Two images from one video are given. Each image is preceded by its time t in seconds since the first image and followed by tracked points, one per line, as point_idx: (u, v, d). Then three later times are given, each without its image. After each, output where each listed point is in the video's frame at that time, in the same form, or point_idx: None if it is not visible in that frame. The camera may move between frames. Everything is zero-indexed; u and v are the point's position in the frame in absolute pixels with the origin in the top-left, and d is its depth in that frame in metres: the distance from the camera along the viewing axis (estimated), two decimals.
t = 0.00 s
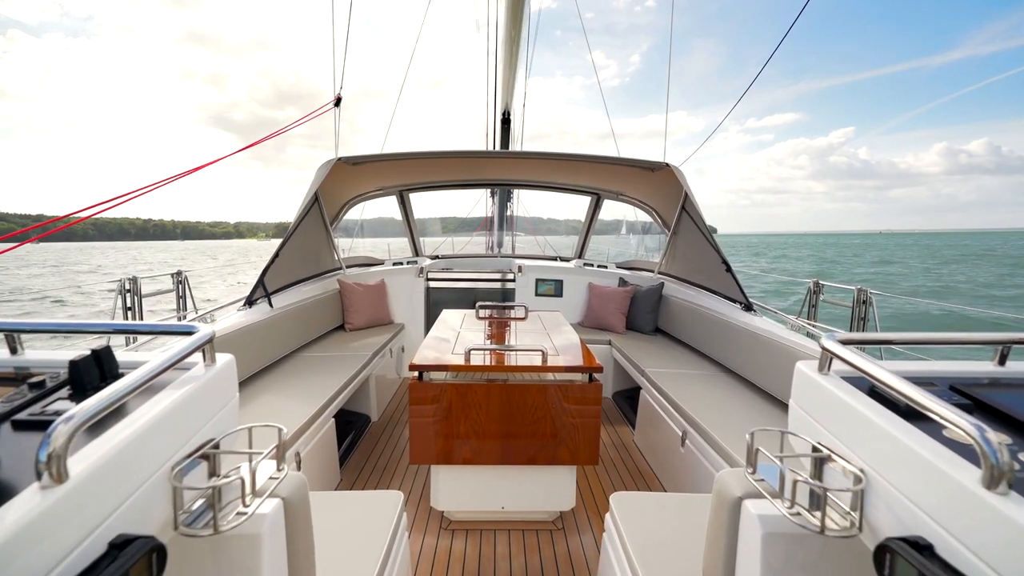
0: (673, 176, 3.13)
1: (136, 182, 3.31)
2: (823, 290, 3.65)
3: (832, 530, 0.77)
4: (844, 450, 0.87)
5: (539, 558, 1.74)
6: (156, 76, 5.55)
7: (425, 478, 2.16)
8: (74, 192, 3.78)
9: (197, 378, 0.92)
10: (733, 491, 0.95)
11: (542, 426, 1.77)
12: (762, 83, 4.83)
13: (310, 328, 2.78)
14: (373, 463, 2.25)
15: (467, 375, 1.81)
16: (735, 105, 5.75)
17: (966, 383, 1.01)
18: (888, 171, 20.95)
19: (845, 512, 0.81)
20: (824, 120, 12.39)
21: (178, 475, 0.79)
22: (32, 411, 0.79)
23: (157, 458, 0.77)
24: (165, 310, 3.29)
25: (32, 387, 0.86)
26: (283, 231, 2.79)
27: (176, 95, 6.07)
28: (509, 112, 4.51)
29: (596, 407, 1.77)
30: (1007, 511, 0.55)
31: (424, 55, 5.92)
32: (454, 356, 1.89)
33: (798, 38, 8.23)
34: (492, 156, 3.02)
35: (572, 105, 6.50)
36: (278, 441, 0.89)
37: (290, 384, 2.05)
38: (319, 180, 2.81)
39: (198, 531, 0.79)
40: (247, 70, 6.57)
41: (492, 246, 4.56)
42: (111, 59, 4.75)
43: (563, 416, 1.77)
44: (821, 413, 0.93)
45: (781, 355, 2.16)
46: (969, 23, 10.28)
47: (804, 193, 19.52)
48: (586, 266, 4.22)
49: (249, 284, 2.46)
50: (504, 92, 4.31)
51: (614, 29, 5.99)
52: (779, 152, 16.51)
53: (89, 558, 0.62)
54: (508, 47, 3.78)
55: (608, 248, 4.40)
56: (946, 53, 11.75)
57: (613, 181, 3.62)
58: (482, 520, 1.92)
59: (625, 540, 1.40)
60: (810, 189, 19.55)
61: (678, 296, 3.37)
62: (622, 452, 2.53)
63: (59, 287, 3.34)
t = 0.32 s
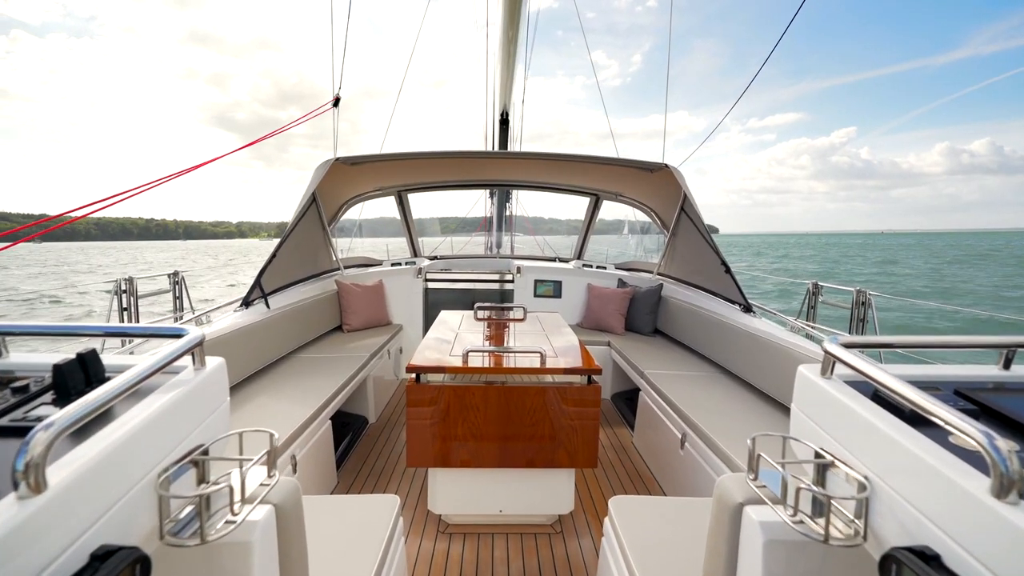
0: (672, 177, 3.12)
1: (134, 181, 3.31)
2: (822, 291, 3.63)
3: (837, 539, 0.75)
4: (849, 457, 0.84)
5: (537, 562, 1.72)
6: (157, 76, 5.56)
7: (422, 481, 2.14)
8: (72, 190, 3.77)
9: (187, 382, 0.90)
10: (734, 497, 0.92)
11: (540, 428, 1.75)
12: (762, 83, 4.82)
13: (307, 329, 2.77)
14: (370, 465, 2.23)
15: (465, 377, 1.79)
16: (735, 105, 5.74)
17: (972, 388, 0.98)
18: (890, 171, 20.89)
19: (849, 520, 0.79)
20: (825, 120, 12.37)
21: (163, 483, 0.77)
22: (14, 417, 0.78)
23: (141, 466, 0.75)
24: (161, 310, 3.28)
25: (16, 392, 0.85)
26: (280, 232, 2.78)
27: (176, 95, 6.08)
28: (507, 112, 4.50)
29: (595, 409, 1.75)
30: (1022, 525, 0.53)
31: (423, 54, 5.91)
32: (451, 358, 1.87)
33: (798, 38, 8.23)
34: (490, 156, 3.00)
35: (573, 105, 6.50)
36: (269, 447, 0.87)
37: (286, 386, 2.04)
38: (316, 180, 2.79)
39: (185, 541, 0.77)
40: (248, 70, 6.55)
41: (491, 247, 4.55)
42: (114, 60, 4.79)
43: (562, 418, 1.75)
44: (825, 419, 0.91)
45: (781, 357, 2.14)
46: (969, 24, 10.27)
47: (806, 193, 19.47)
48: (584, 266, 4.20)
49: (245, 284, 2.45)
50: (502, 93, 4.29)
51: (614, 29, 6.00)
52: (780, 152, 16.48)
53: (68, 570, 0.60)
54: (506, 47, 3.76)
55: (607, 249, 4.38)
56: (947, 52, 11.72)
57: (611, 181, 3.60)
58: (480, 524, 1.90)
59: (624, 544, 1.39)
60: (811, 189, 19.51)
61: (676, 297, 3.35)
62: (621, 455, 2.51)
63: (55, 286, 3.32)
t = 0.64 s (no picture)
0: (671, 177, 3.10)
1: (132, 181, 3.30)
2: (821, 292, 3.61)
3: (843, 548, 0.72)
4: (854, 463, 0.82)
5: (535, 565, 1.70)
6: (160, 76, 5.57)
7: (420, 484, 2.12)
8: (70, 189, 3.76)
9: (175, 386, 0.88)
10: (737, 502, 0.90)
11: (538, 430, 1.73)
12: (762, 83, 4.81)
13: (304, 330, 2.75)
14: (367, 467, 2.22)
15: (464, 379, 1.77)
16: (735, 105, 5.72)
17: (979, 392, 0.96)
18: (892, 171, 20.83)
19: (854, 529, 0.77)
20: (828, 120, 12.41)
21: (150, 490, 0.75)
22: None
23: (128, 472, 0.73)
24: (158, 310, 3.27)
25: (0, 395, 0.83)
26: (277, 231, 2.76)
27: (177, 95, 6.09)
28: (507, 111, 4.41)
29: (594, 411, 1.74)
30: None
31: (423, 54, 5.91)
32: (448, 359, 1.85)
33: (800, 37, 8.20)
34: (487, 155, 2.98)
35: (575, 105, 6.50)
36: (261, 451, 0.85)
37: (282, 387, 2.02)
38: (314, 180, 2.78)
39: (172, 550, 0.75)
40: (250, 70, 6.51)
41: (489, 247, 4.54)
42: (115, 60, 4.81)
43: (561, 419, 1.73)
44: (829, 424, 0.89)
45: (780, 359, 2.12)
46: (970, 23, 10.25)
47: (807, 194, 19.41)
48: (583, 267, 4.18)
49: (242, 285, 2.43)
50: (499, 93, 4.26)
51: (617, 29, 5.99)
52: (782, 152, 16.45)
53: None
54: (505, 47, 3.75)
55: (606, 250, 4.36)
56: (949, 52, 11.70)
57: (610, 182, 3.58)
58: (477, 527, 1.88)
59: (622, 547, 1.37)
60: (812, 189, 19.46)
61: (675, 297, 3.33)
62: (620, 457, 2.49)
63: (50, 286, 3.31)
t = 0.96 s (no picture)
0: (670, 177, 3.07)
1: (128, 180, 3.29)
2: (819, 293, 3.59)
3: (850, 557, 0.70)
4: (860, 470, 0.80)
5: (532, 568, 1.68)
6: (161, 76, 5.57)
7: (417, 485, 2.10)
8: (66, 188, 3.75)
9: (163, 390, 0.86)
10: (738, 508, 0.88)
11: (535, 431, 1.71)
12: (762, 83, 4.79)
13: (299, 330, 2.73)
14: (364, 469, 2.20)
15: (461, 380, 1.75)
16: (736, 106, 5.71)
17: (987, 396, 0.94)
18: (894, 171, 20.75)
19: (860, 537, 0.75)
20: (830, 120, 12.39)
21: (136, 497, 0.73)
22: None
23: (113, 478, 0.71)
24: (152, 310, 3.26)
25: None
26: (273, 231, 2.75)
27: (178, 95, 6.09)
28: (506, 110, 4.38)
29: (592, 413, 1.72)
30: None
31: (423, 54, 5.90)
32: (444, 360, 1.83)
33: (801, 37, 8.17)
34: (485, 155, 2.96)
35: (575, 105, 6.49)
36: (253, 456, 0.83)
37: (276, 388, 2.00)
38: (310, 180, 2.76)
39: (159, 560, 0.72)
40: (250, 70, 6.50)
41: (487, 247, 4.52)
42: (116, 60, 4.82)
43: (559, 420, 1.71)
44: (834, 428, 0.86)
45: (780, 360, 2.09)
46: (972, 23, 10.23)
47: (809, 194, 19.35)
48: (581, 267, 4.16)
49: (237, 284, 2.41)
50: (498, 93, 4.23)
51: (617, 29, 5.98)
52: (784, 151, 16.42)
53: None
54: (503, 47, 3.73)
55: (604, 250, 4.34)
56: (952, 52, 11.66)
57: (609, 182, 3.56)
58: (474, 529, 1.86)
59: (621, 550, 1.35)
60: (814, 189, 19.39)
61: (673, 298, 3.31)
62: (619, 458, 2.47)
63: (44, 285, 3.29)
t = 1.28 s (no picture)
0: (668, 176, 3.05)
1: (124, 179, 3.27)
2: (817, 293, 3.57)
3: (857, 566, 0.67)
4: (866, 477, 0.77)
5: (530, 571, 1.66)
6: (162, 75, 5.57)
7: (413, 487, 2.08)
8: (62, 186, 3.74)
9: (150, 393, 0.82)
10: (739, 513, 0.85)
11: (533, 432, 1.69)
12: (764, 84, 4.77)
13: (295, 330, 2.72)
14: (359, 470, 2.19)
15: (458, 381, 1.73)
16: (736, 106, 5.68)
17: (993, 401, 0.91)
18: (897, 171, 20.65)
19: (867, 545, 0.72)
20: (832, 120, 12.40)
21: (119, 506, 0.69)
22: None
23: (92, 487, 0.67)
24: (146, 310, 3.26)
25: None
26: (268, 230, 2.73)
27: (178, 95, 6.11)
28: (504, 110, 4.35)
29: (590, 414, 1.70)
30: None
31: (422, 55, 5.90)
32: (438, 360, 1.81)
33: (803, 37, 8.15)
34: (482, 154, 2.95)
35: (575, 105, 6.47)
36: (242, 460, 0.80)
37: (271, 389, 1.98)
38: (306, 179, 2.74)
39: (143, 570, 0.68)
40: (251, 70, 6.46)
41: (485, 246, 4.50)
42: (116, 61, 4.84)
43: (556, 421, 1.69)
44: (839, 432, 0.84)
45: (780, 361, 2.06)
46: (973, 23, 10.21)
47: (810, 194, 19.29)
48: (578, 266, 4.13)
49: (232, 284, 2.40)
50: (497, 92, 4.21)
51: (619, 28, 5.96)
52: (785, 151, 16.41)
53: None
54: (501, 46, 3.72)
55: (602, 250, 4.33)
56: (954, 52, 11.62)
57: (607, 181, 3.54)
58: (471, 531, 1.84)
59: (619, 552, 1.33)
60: (816, 190, 19.34)
61: (671, 297, 3.29)
62: (617, 459, 2.45)
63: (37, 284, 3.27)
